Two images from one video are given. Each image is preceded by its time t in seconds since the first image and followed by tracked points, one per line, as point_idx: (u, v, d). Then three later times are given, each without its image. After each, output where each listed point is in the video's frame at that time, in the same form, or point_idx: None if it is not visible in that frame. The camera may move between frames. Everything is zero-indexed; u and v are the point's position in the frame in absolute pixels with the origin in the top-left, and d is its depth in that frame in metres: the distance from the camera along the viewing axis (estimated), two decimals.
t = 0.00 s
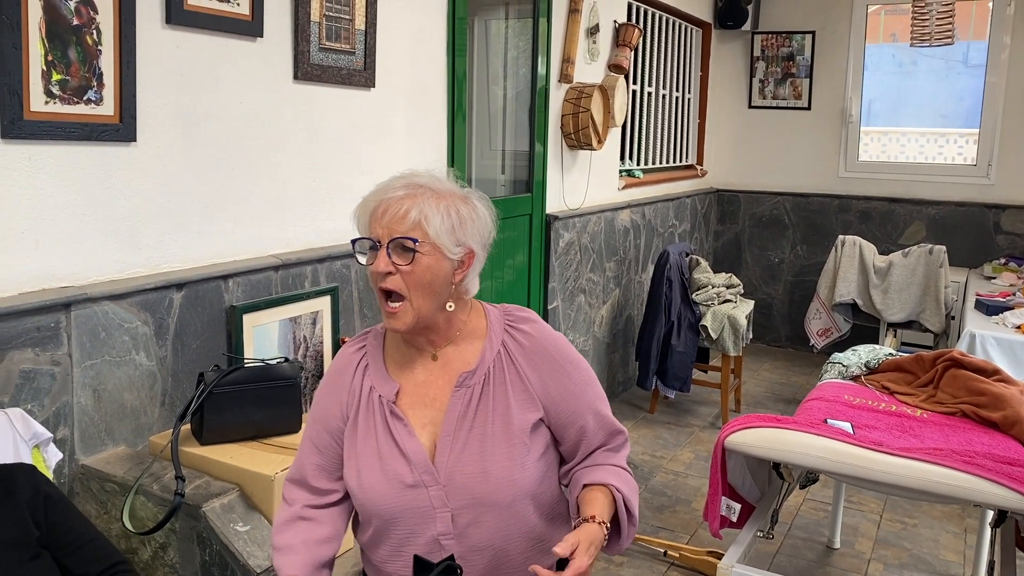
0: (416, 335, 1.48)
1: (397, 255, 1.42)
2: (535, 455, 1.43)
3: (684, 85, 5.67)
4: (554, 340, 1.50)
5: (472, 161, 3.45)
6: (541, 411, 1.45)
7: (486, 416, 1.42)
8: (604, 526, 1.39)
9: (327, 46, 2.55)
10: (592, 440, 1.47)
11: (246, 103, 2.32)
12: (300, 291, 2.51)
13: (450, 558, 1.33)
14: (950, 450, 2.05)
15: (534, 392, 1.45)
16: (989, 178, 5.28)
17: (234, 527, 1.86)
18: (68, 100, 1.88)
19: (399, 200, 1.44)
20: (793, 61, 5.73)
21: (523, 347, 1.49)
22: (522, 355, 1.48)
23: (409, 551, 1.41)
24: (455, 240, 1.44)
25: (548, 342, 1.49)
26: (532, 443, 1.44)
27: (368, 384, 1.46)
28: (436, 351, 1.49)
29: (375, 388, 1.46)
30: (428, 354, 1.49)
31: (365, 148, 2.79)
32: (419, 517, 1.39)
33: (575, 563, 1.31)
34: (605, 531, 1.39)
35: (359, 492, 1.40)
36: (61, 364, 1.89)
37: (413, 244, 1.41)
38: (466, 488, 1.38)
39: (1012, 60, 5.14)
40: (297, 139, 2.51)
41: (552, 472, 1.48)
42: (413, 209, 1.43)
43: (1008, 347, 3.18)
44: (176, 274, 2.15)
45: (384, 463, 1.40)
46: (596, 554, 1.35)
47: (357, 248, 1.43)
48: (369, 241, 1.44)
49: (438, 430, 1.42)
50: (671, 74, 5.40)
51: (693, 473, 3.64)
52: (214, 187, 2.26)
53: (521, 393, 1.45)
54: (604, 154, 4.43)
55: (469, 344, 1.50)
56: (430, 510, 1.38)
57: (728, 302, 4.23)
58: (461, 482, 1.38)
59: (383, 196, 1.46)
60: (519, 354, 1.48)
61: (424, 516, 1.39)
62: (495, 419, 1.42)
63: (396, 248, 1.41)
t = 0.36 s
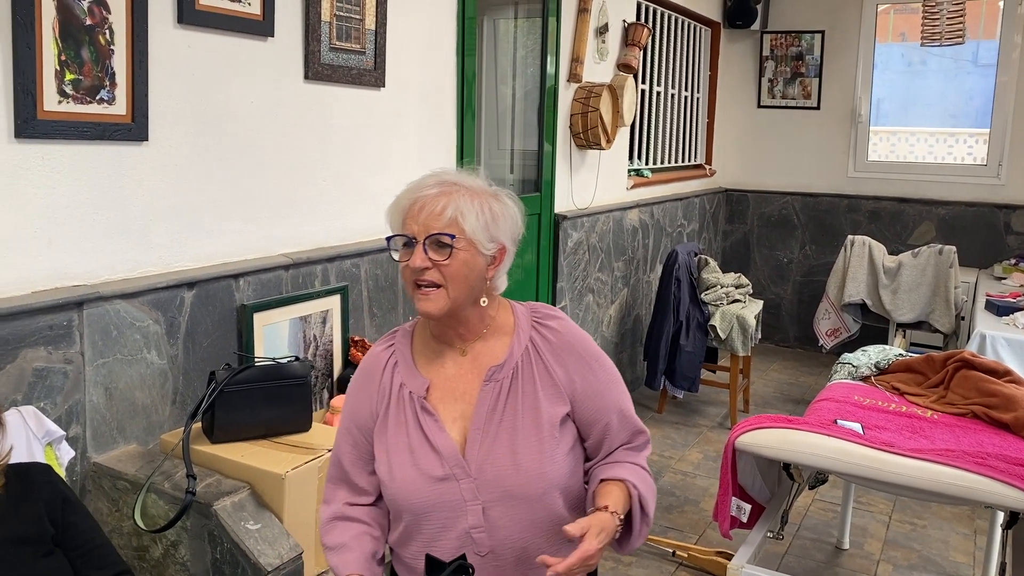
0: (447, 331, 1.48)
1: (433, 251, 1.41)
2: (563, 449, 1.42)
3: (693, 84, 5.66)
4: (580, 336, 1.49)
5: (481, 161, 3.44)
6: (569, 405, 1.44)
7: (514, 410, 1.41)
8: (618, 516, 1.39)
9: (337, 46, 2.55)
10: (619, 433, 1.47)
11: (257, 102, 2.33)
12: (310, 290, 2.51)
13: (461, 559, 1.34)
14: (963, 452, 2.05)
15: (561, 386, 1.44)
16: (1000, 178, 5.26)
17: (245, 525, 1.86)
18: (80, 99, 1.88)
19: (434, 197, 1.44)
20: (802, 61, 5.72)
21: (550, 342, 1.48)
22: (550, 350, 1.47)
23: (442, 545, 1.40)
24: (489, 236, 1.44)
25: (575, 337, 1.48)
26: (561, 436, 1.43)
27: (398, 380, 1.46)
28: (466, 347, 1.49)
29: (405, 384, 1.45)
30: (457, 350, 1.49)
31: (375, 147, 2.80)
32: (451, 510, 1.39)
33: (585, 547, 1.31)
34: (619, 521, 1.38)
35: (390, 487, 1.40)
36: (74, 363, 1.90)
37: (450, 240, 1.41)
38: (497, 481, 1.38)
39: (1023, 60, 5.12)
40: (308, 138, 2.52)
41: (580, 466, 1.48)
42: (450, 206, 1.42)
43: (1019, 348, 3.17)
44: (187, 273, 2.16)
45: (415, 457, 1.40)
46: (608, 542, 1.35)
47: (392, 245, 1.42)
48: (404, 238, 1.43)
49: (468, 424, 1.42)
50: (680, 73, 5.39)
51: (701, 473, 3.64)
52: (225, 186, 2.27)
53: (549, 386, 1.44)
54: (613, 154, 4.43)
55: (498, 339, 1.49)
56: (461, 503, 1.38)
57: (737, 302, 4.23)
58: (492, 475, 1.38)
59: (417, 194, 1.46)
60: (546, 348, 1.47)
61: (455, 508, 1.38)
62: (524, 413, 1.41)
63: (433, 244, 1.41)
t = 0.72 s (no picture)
0: (493, 312, 1.47)
1: (489, 229, 1.42)
2: (603, 435, 1.42)
3: (703, 79, 5.64)
4: (620, 329, 1.50)
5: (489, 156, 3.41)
6: (610, 394, 1.44)
7: (558, 393, 1.41)
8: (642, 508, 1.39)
9: (347, 40, 2.55)
10: (654, 426, 1.47)
11: (267, 96, 2.33)
12: (319, 284, 2.51)
13: (472, 552, 1.34)
14: (975, 449, 2.04)
15: (603, 375, 1.44)
16: (1011, 175, 5.23)
17: (255, 518, 1.86)
18: (92, 93, 1.88)
19: (494, 179, 1.46)
20: (813, 56, 5.70)
21: (593, 333, 1.47)
22: (593, 340, 1.46)
23: (479, 526, 1.40)
24: (544, 222, 1.45)
25: (616, 330, 1.49)
26: (601, 423, 1.43)
27: (442, 360, 1.45)
28: (510, 331, 1.48)
29: (449, 364, 1.44)
30: (502, 333, 1.48)
31: (385, 142, 2.79)
32: (490, 488, 1.38)
33: (607, 536, 1.31)
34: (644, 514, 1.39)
35: (431, 462, 1.40)
36: (85, 356, 1.90)
37: (507, 219, 1.42)
38: (539, 461, 1.37)
39: None
40: (317, 132, 2.51)
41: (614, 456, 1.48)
42: (509, 187, 1.44)
43: None
44: (198, 266, 2.16)
45: (458, 435, 1.39)
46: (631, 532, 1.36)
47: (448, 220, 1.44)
48: (460, 215, 1.44)
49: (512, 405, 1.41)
50: (690, 69, 5.37)
51: (711, 470, 3.63)
52: (235, 179, 2.27)
53: (592, 374, 1.44)
54: (623, 150, 4.42)
55: (542, 326, 1.48)
56: (502, 481, 1.37)
57: (746, 299, 4.23)
58: (534, 455, 1.37)
59: (476, 175, 1.48)
60: (589, 337, 1.46)
61: (495, 487, 1.38)
62: (567, 398, 1.41)
63: (489, 222, 1.42)
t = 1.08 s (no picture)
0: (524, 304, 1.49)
1: (519, 241, 1.42)
2: (626, 429, 1.43)
3: (713, 73, 5.62)
4: (655, 328, 1.49)
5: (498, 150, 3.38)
6: (637, 389, 1.44)
7: (584, 385, 1.42)
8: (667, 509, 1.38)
9: (356, 32, 2.54)
10: (682, 428, 1.46)
11: (275, 88, 2.33)
12: (327, 277, 2.51)
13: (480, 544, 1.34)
14: (987, 444, 2.03)
15: (632, 371, 1.44)
16: None
17: (263, 510, 1.86)
18: (100, 83, 1.88)
19: (522, 186, 1.45)
20: (823, 50, 5.66)
21: (625, 328, 1.47)
22: (624, 336, 1.46)
23: (494, 508, 1.42)
24: (573, 224, 1.44)
25: (650, 328, 1.48)
26: (625, 418, 1.43)
27: (473, 343, 1.49)
28: (541, 323, 1.49)
29: (479, 347, 1.48)
30: (534, 323, 1.49)
31: (393, 135, 2.78)
32: (510, 471, 1.40)
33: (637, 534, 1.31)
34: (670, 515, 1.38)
35: (454, 440, 1.44)
36: (93, 347, 1.90)
37: (536, 231, 1.42)
38: (558, 449, 1.39)
39: None
40: (325, 124, 2.51)
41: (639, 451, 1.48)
42: (536, 197, 1.43)
43: None
44: (206, 258, 2.16)
45: (482, 417, 1.43)
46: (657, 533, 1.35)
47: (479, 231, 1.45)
48: (490, 225, 1.45)
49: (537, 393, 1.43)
50: (700, 62, 5.34)
51: (718, 464, 3.62)
52: (244, 171, 2.27)
53: (621, 369, 1.44)
54: (632, 143, 4.40)
55: (572, 320, 1.49)
56: (521, 466, 1.40)
57: (755, 293, 4.22)
58: (555, 443, 1.39)
59: (504, 183, 1.47)
60: (621, 332, 1.47)
61: (515, 471, 1.40)
62: (593, 390, 1.42)
63: (520, 234, 1.42)
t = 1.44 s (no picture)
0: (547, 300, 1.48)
1: (546, 230, 1.42)
2: (648, 425, 1.42)
3: (721, 68, 5.60)
4: (676, 322, 1.48)
5: (507, 145, 3.37)
6: (659, 384, 1.43)
7: (606, 381, 1.41)
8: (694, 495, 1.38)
9: (364, 26, 2.54)
10: (703, 421, 1.45)
11: (283, 82, 2.32)
12: (335, 271, 2.51)
13: (487, 538, 1.34)
14: (997, 441, 2.01)
15: (654, 366, 1.43)
16: None
17: (269, 504, 1.86)
18: (108, 77, 1.88)
19: (549, 176, 1.45)
20: (832, 45, 5.63)
21: (646, 323, 1.46)
22: (646, 331, 1.45)
23: (521, 503, 1.42)
24: (600, 218, 1.44)
25: (671, 322, 1.47)
26: (648, 414, 1.42)
27: (495, 341, 1.48)
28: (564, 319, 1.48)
29: (501, 345, 1.47)
30: (557, 320, 1.49)
31: (400, 130, 2.78)
32: (534, 467, 1.40)
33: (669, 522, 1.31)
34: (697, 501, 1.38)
35: (478, 438, 1.43)
36: (101, 341, 1.91)
37: (564, 221, 1.41)
38: (582, 446, 1.38)
39: None
40: (333, 119, 2.51)
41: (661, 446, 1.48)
42: (565, 188, 1.42)
43: None
44: (214, 252, 2.16)
45: (506, 415, 1.42)
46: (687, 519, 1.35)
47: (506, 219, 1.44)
48: (517, 214, 1.45)
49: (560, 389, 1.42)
50: (709, 57, 5.32)
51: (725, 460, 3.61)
52: (252, 166, 2.27)
53: (642, 365, 1.43)
54: (640, 138, 4.38)
55: (594, 316, 1.48)
56: (545, 462, 1.39)
57: (764, 289, 4.22)
58: (578, 440, 1.38)
59: (533, 173, 1.47)
60: (642, 328, 1.46)
61: (539, 467, 1.39)
62: (616, 387, 1.41)
63: (546, 223, 1.42)
